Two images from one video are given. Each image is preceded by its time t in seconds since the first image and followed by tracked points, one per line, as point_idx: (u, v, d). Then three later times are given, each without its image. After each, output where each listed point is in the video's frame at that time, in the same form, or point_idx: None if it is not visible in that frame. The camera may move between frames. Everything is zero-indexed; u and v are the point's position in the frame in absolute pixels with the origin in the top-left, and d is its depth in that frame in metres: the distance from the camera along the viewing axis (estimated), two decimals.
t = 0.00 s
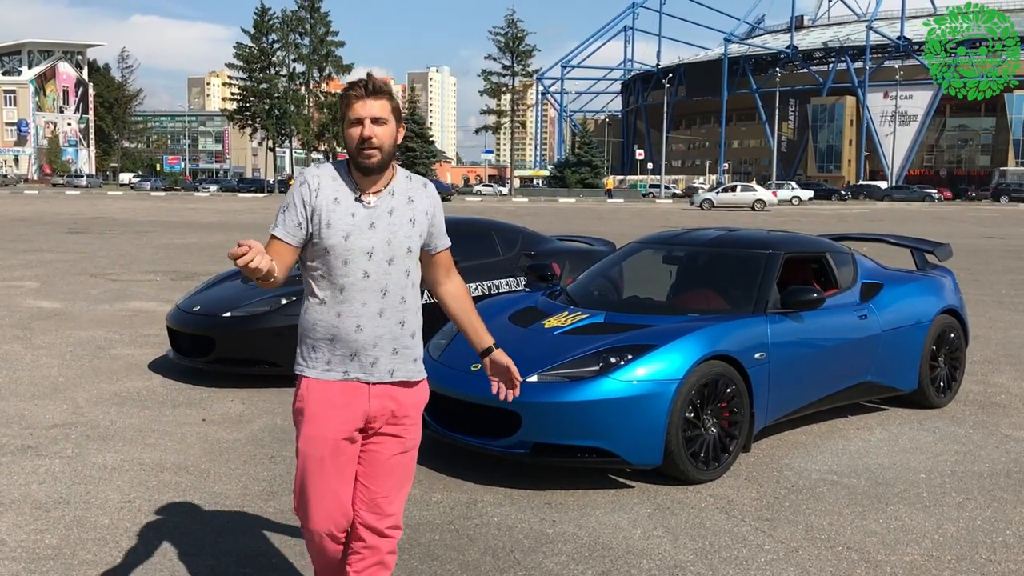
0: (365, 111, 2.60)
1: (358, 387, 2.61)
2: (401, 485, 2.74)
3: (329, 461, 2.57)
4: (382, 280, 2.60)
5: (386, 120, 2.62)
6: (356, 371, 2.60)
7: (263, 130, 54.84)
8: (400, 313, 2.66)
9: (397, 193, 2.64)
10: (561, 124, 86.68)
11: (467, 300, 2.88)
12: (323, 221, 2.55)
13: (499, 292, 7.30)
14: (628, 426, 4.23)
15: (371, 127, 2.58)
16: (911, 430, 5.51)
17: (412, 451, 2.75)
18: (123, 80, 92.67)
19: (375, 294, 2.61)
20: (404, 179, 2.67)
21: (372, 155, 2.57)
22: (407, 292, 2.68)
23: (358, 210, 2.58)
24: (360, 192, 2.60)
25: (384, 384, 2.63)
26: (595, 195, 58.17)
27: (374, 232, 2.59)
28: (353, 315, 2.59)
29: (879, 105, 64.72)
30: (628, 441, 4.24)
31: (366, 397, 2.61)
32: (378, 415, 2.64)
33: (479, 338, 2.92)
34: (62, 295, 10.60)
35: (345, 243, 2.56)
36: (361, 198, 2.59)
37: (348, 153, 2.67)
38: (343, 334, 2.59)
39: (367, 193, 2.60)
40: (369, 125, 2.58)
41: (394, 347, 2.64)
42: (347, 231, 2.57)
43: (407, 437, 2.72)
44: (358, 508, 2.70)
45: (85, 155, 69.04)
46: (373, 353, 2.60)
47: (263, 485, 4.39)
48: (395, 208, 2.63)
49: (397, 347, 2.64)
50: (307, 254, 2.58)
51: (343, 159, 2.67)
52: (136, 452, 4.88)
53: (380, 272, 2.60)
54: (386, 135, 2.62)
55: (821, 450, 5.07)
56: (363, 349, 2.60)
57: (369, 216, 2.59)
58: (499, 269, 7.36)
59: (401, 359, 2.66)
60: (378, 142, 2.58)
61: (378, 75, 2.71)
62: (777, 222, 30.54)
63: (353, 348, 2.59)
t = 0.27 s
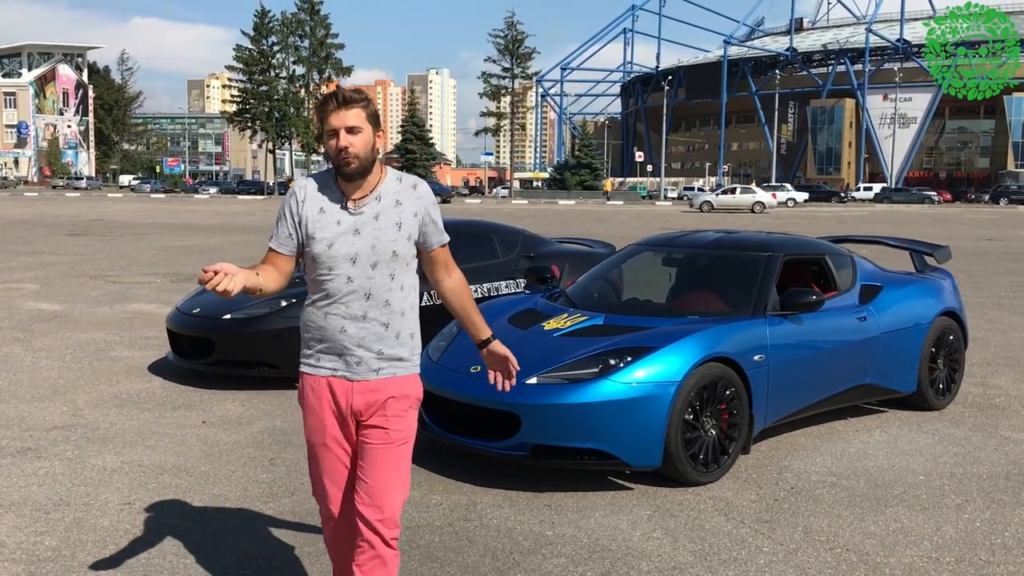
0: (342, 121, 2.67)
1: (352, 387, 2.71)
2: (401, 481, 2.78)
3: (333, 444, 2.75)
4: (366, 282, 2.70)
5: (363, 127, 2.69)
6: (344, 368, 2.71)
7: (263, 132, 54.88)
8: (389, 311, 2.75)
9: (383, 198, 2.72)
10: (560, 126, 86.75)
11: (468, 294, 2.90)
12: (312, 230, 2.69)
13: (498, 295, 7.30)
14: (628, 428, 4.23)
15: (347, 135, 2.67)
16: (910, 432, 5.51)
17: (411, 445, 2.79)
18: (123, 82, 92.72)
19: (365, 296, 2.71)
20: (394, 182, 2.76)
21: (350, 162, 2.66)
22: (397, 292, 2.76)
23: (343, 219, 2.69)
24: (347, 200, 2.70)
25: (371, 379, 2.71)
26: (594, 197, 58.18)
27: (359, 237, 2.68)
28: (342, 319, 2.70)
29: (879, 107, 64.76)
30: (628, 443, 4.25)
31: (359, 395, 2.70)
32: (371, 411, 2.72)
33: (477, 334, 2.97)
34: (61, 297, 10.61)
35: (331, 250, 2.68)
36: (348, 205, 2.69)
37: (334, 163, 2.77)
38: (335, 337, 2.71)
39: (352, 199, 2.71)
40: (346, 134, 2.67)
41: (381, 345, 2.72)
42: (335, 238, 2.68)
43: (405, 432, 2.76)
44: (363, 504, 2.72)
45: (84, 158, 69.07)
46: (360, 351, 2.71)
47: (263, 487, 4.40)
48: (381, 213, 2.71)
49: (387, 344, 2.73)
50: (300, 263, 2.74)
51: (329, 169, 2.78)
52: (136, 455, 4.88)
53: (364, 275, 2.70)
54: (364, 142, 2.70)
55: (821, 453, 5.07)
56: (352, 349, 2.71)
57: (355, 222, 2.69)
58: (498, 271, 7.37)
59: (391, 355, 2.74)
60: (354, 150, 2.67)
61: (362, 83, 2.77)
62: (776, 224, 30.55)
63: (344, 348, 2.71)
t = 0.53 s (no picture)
0: (337, 118, 2.73)
1: (354, 379, 2.74)
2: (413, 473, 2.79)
3: (342, 438, 2.78)
4: (361, 277, 2.74)
5: (358, 124, 2.74)
6: (346, 361, 2.74)
7: (263, 135, 54.92)
8: (386, 305, 2.76)
9: (381, 195, 2.76)
10: (560, 129, 86.82)
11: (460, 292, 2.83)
12: (310, 227, 2.77)
13: (498, 297, 7.32)
14: (628, 431, 4.24)
15: (342, 132, 2.73)
16: (910, 435, 5.51)
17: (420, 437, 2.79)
18: (123, 85, 92.82)
19: (364, 291, 2.75)
20: (390, 178, 2.80)
21: (346, 158, 2.71)
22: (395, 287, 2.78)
23: (340, 215, 2.75)
24: (345, 197, 2.77)
25: (375, 370, 2.73)
26: (594, 200, 58.20)
27: (353, 233, 2.73)
28: (340, 314, 2.75)
29: (878, 110, 64.80)
30: (627, 445, 4.25)
31: (361, 388, 2.72)
32: (377, 406, 2.74)
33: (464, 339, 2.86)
34: (61, 300, 10.63)
35: (328, 249, 2.74)
36: (345, 202, 2.76)
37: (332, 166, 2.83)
38: (335, 332, 2.76)
39: (350, 196, 2.77)
40: (339, 129, 2.72)
41: (381, 339, 2.74)
42: (333, 234, 2.75)
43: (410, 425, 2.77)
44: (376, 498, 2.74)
45: (84, 160, 69.13)
46: (362, 345, 2.73)
47: (263, 489, 4.40)
48: (377, 210, 2.75)
49: (386, 339, 2.75)
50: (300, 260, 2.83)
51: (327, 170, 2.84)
52: (135, 457, 4.88)
53: (360, 269, 2.74)
54: (360, 140, 2.75)
55: (821, 455, 5.07)
56: (353, 344, 2.74)
57: (351, 219, 2.74)
58: (498, 273, 7.37)
59: (390, 350, 2.75)
60: (349, 147, 2.72)
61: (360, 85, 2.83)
62: (777, 227, 30.57)
63: (344, 342, 2.75)
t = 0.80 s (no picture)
0: (353, 118, 2.71)
1: (363, 382, 2.76)
2: (422, 474, 2.82)
3: (350, 439, 2.81)
4: (368, 279, 2.74)
5: (374, 126, 2.73)
6: (355, 364, 2.76)
7: (263, 138, 54.96)
8: (394, 306, 2.75)
9: (391, 196, 2.76)
10: (560, 133, 86.83)
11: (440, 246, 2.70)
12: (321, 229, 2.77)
13: (498, 301, 7.33)
14: (627, 433, 4.24)
15: (359, 133, 2.71)
16: (908, 438, 5.52)
17: (429, 440, 2.81)
18: (123, 88, 92.88)
19: (373, 293, 2.75)
20: (402, 180, 2.79)
21: (361, 155, 2.71)
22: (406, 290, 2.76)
23: (352, 216, 2.75)
24: (355, 199, 2.77)
25: (384, 376, 2.74)
26: (594, 203, 58.25)
27: (363, 235, 2.74)
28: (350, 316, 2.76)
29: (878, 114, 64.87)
30: (628, 447, 4.26)
31: (370, 391, 2.75)
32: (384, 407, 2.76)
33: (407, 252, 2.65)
34: (61, 303, 10.64)
35: (338, 250, 2.75)
36: (356, 204, 2.76)
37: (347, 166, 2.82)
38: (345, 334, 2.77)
39: (361, 197, 2.77)
40: (355, 131, 2.71)
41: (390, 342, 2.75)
42: (343, 238, 2.76)
43: (418, 426, 2.77)
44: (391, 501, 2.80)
45: (84, 163, 69.19)
46: (369, 348, 2.74)
47: (263, 493, 4.40)
48: (387, 212, 2.74)
49: (393, 341, 2.74)
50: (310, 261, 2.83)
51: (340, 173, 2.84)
52: (136, 460, 4.89)
53: (369, 271, 2.74)
54: (375, 140, 2.74)
55: (819, 458, 5.09)
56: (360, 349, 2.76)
57: (361, 221, 2.75)
58: (497, 277, 7.39)
59: (398, 352, 2.74)
60: (364, 146, 2.71)
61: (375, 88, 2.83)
62: (777, 230, 30.63)
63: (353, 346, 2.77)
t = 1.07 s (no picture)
0: (376, 124, 2.67)
1: (373, 389, 2.75)
2: (431, 480, 2.82)
3: (358, 445, 2.80)
4: (381, 286, 2.72)
5: (397, 132, 2.69)
6: (367, 371, 2.76)
7: (263, 142, 55.04)
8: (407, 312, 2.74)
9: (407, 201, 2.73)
10: (559, 136, 86.94)
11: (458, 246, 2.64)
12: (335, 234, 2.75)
13: (497, 304, 7.33)
14: (627, 437, 4.23)
15: (382, 138, 2.66)
16: (909, 442, 5.51)
17: (439, 447, 2.81)
18: (123, 92, 93.02)
19: (383, 298, 2.74)
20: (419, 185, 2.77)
21: (381, 158, 2.65)
22: (418, 298, 2.74)
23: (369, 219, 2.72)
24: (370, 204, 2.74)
25: (395, 383, 2.74)
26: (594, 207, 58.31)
27: (377, 241, 2.72)
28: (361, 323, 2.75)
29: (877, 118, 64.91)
30: (628, 452, 4.25)
31: (380, 398, 2.74)
32: (395, 412, 2.75)
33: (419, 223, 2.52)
34: (60, 307, 10.63)
35: (351, 254, 2.73)
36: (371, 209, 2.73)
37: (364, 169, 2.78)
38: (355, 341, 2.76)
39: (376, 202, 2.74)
40: (377, 134, 2.66)
41: (401, 350, 2.74)
42: (356, 242, 2.73)
43: (428, 434, 2.77)
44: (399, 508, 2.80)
45: (85, 167, 69.30)
46: (382, 354, 2.73)
47: (261, 497, 4.39)
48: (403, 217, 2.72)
49: (404, 347, 2.74)
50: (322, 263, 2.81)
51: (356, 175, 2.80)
52: (133, 465, 4.87)
53: (383, 276, 2.72)
54: (397, 146, 2.69)
55: (819, 462, 5.08)
56: (371, 355, 2.74)
57: (377, 226, 2.72)
58: (497, 281, 7.39)
59: (410, 359, 2.74)
60: (386, 152, 2.66)
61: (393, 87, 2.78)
62: (777, 234, 30.65)
63: (364, 354, 2.76)
